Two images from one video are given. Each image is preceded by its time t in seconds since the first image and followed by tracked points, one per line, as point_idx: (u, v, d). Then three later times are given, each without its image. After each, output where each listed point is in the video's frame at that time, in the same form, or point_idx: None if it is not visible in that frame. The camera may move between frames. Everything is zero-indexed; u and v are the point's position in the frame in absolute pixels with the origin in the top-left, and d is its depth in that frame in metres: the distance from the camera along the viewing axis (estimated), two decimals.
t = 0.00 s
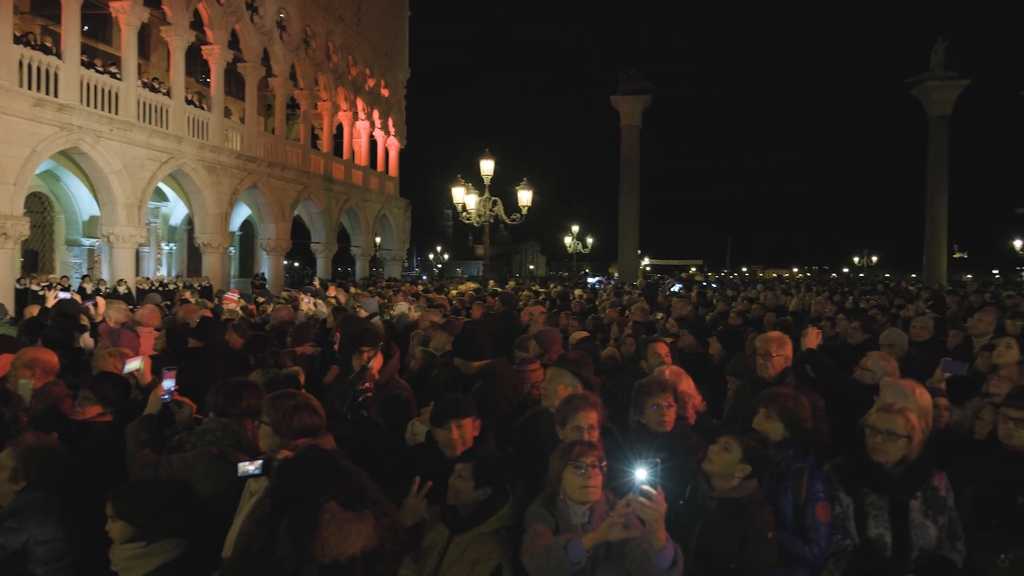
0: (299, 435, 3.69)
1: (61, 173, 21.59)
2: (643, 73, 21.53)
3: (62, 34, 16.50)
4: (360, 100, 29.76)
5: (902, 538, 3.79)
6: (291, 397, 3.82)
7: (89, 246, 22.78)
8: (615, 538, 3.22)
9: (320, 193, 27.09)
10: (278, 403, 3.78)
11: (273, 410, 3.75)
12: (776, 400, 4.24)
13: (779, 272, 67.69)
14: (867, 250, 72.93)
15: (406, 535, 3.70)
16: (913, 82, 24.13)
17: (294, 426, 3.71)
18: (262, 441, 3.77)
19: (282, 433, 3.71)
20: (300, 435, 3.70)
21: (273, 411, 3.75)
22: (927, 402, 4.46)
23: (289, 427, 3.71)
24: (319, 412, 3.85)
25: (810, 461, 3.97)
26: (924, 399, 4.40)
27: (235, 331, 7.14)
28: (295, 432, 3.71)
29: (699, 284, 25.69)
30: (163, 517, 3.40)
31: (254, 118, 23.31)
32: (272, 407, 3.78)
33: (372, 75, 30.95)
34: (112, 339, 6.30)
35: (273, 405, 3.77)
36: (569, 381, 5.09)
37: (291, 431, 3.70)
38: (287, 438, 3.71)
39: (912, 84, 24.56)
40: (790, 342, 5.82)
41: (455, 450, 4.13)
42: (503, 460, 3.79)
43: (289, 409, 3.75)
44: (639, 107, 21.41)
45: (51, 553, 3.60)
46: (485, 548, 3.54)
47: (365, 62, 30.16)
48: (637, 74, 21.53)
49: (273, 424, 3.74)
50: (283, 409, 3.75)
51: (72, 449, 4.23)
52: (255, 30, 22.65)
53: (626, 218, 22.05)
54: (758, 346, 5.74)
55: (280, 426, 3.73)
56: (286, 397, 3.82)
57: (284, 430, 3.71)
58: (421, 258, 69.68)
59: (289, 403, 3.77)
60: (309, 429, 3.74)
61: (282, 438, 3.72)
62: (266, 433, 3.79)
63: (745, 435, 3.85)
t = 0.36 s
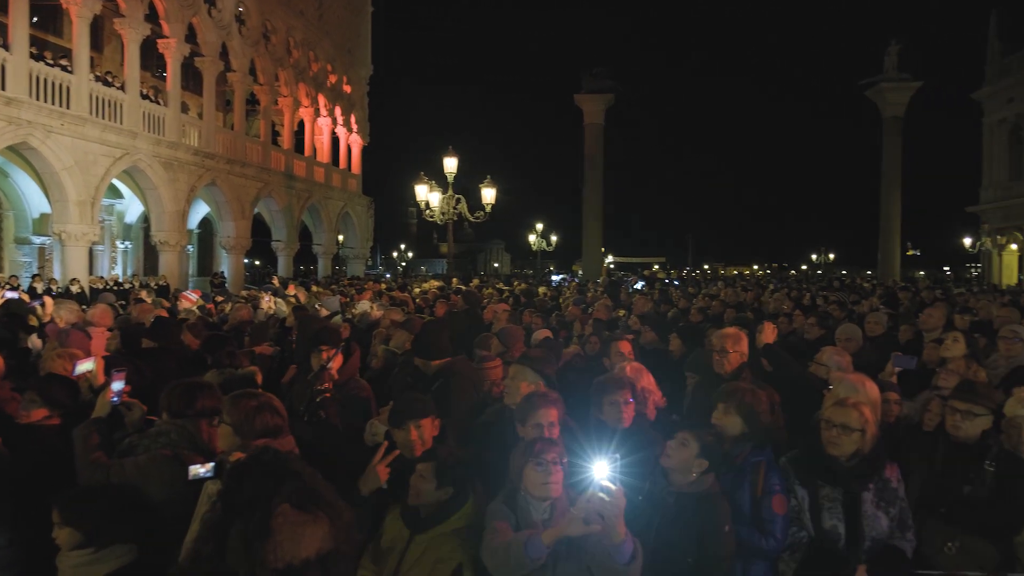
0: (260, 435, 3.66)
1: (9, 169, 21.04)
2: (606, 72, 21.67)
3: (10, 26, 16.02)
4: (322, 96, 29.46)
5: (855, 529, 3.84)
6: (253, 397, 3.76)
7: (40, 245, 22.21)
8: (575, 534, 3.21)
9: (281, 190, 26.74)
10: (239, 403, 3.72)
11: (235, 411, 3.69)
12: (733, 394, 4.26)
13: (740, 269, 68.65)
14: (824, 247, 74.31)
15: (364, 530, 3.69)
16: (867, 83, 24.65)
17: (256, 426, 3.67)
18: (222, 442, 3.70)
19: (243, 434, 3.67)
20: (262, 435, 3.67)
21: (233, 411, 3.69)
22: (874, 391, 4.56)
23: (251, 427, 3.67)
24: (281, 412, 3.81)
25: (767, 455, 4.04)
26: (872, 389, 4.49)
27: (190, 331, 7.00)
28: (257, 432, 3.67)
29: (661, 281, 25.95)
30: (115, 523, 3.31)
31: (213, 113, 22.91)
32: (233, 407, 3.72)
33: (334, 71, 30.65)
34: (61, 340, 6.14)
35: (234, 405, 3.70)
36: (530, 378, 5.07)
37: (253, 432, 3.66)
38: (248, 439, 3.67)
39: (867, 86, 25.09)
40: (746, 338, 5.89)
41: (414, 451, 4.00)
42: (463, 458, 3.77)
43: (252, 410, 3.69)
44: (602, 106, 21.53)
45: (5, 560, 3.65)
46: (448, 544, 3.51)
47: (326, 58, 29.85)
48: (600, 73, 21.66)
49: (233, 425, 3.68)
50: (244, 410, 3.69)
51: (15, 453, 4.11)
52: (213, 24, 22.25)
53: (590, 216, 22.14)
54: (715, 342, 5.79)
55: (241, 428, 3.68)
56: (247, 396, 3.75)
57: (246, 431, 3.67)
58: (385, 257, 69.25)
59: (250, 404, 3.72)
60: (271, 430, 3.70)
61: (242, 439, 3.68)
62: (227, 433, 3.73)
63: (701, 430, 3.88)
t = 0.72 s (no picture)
0: (213, 435, 3.61)
1: None
2: (569, 69, 21.76)
3: None
4: (281, 90, 29.08)
5: (809, 520, 3.90)
6: (207, 395, 3.71)
7: None
8: (533, 529, 3.21)
9: (240, 185, 26.32)
10: (192, 401, 3.67)
11: (186, 409, 3.64)
12: (690, 390, 4.28)
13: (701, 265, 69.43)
14: (783, 243, 75.53)
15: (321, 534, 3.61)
16: (824, 83, 25.11)
17: (209, 425, 3.62)
18: (175, 441, 3.66)
19: (195, 433, 3.62)
20: (214, 434, 3.62)
21: (186, 410, 3.64)
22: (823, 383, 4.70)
23: (203, 426, 3.62)
24: (236, 410, 3.76)
25: (724, 448, 4.06)
26: (821, 383, 4.60)
27: (143, 330, 6.84)
28: (209, 432, 3.62)
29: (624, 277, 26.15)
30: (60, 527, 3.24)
31: (168, 106, 22.45)
32: (186, 406, 3.67)
33: (295, 64, 30.26)
34: (6, 339, 5.94)
35: (187, 404, 3.66)
36: (492, 375, 5.03)
37: (205, 431, 3.61)
38: (200, 438, 3.62)
39: (824, 85, 25.56)
40: (704, 334, 5.93)
41: (373, 448, 3.96)
42: (422, 456, 3.74)
43: (205, 408, 3.64)
44: (565, 102, 21.58)
45: None
46: (400, 547, 3.51)
47: (286, 51, 29.45)
48: (564, 69, 21.74)
49: (186, 423, 3.63)
50: (198, 409, 3.64)
51: None
52: (168, 15, 21.79)
53: (554, 211, 22.17)
54: (674, 338, 5.83)
55: (192, 427, 3.63)
56: (201, 395, 3.70)
57: (198, 429, 3.62)
58: (347, 253, 68.62)
59: (204, 402, 3.67)
60: (224, 428, 3.65)
61: (195, 438, 3.63)
62: (178, 432, 3.68)
63: (659, 425, 3.90)
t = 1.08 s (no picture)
0: (159, 434, 3.52)
1: None
2: (534, 64, 21.75)
3: None
4: (241, 83, 28.63)
5: (766, 510, 3.97)
6: (150, 394, 3.61)
7: None
8: (491, 526, 3.18)
9: (199, 179, 25.87)
10: (135, 401, 3.58)
11: (130, 408, 3.56)
12: (649, 383, 4.30)
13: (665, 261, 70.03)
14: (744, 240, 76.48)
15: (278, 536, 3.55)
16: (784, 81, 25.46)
17: (154, 424, 3.54)
18: (120, 442, 3.57)
19: (141, 433, 3.54)
20: (160, 434, 3.53)
21: (129, 410, 3.55)
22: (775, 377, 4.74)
23: (148, 425, 3.54)
24: (182, 409, 3.67)
25: (683, 441, 4.08)
26: (773, 375, 4.65)
27: (97, 328, 6.68)
28: (155, 431, 3.53)
29: (588, 273, 26.30)
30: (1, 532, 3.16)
31: (124, 98, 21.95)
32: (129, 406, 3.58)
33: (255, 57, 29.81)
34: None
35: (131, 404, 3.57)
36: (452, 371, 5.01)
37: (150, 430, 3.53)
38: (146, 438, 3.54)
39: (784, 84, 25.92)
40: (663, 328, 5.97)
41: (331, 447, 3.95)
42: (381, 452, 3.70)
43: (149, 407, 3.56)
44: (530, 98, 21.58)
45: None
46: (359, 545, 3.48)
47: (246, 43, 28.98)
48: (528, 65, 21.72)
49: (130, 424, 3.55)
50: (141, 409, 3.55)
51: None
52: (124, 5, 21.29)
53: (519, 207, 22.17)
54: (633, 332, 5.86)
55: (137, 427, 3.55)
56: (144, 394, 3.61)
57: (143, 429, 3.54)
58: (310, 249, 67.88)
59: (148, 401, 3.58)
60: (170, 427, 3.57)
61: (141, 438, 3.55)
62: (123, 432, 3.60)
63: (619, 419, 3.91)
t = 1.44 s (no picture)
0: (106, 435, 3.45)
1: None
2: (500, 60, 21.69)
3: None
4: (202, 76, 28.15)
5: (727, 502, 3.99)
6: (93, 394, 3.52)
7: None
8: (451, 525, 3.15)
9: (159, 174, 25.38)
10: (78, 402, 3.48)
11: (73, 410, 3.46)
12: (611, 377, 4.31)
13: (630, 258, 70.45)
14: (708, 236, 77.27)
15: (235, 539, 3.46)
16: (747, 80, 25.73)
17: (100, 425, 3.46)
18: (65, 446, 3.48)
19: (86, 434, 3.45)
20: (108, 435, 3.46)
21: (72, 413, 3.45)
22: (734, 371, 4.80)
23: (93, 425, 3.45)
24: (127, 407, 3.60)
25: (646, 435, 4.08)
26: (731, 369, 4.70)
27: (50, 327, 6.51)
28: (102, 432, 3.46)
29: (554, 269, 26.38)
30: None
31: (79, 90, 21.40)
32: (72, 408, 3.48)
33: (216, 50, 29.30)
34: None
35: (73, 406, 3.47)
36: (415, 368, 4.97)
37: (96, 431, 3.45)
38: (92, 440, 3.45)
39: (747, 82, 26.21)
40: (626, 323, 6.00)
41: (290, 446, 3.89)
42: (342, 450, 3.65)
43: (92, 406, 3.48)
44: (496, 93, 21.53)
45: None
46: (321, 544, 3.44)
47: (207, 36, 28.47)
48: (495, 61, 21.65)
49: (73, 427, 3.45)
50: (85, 409, 3.46)
51: None
52: None
53: (486, 202, 22.13)
54: (597, 328, 5.87)
55: (82, 429, 3.45)
56: (87, 395, 3.52)
57: (89, 431, 3.45)
58: (274, 246, 67.06)
59: (90, 402, 3.48)
60: (117, 426, 3.50)
61: (87, 440, 3.46)
62: (69, 436, 3.50)
63: (581, 414, 3.92)
